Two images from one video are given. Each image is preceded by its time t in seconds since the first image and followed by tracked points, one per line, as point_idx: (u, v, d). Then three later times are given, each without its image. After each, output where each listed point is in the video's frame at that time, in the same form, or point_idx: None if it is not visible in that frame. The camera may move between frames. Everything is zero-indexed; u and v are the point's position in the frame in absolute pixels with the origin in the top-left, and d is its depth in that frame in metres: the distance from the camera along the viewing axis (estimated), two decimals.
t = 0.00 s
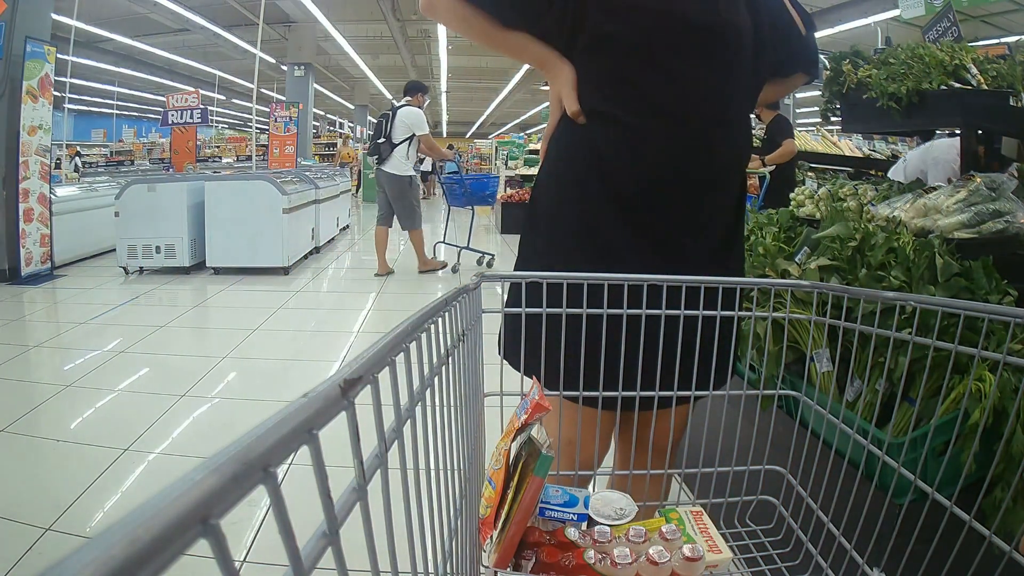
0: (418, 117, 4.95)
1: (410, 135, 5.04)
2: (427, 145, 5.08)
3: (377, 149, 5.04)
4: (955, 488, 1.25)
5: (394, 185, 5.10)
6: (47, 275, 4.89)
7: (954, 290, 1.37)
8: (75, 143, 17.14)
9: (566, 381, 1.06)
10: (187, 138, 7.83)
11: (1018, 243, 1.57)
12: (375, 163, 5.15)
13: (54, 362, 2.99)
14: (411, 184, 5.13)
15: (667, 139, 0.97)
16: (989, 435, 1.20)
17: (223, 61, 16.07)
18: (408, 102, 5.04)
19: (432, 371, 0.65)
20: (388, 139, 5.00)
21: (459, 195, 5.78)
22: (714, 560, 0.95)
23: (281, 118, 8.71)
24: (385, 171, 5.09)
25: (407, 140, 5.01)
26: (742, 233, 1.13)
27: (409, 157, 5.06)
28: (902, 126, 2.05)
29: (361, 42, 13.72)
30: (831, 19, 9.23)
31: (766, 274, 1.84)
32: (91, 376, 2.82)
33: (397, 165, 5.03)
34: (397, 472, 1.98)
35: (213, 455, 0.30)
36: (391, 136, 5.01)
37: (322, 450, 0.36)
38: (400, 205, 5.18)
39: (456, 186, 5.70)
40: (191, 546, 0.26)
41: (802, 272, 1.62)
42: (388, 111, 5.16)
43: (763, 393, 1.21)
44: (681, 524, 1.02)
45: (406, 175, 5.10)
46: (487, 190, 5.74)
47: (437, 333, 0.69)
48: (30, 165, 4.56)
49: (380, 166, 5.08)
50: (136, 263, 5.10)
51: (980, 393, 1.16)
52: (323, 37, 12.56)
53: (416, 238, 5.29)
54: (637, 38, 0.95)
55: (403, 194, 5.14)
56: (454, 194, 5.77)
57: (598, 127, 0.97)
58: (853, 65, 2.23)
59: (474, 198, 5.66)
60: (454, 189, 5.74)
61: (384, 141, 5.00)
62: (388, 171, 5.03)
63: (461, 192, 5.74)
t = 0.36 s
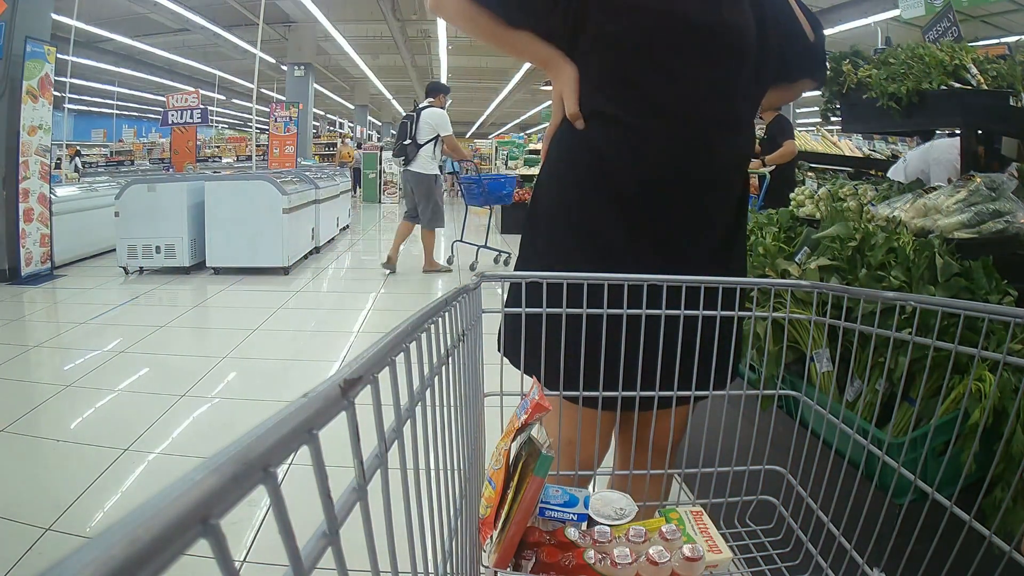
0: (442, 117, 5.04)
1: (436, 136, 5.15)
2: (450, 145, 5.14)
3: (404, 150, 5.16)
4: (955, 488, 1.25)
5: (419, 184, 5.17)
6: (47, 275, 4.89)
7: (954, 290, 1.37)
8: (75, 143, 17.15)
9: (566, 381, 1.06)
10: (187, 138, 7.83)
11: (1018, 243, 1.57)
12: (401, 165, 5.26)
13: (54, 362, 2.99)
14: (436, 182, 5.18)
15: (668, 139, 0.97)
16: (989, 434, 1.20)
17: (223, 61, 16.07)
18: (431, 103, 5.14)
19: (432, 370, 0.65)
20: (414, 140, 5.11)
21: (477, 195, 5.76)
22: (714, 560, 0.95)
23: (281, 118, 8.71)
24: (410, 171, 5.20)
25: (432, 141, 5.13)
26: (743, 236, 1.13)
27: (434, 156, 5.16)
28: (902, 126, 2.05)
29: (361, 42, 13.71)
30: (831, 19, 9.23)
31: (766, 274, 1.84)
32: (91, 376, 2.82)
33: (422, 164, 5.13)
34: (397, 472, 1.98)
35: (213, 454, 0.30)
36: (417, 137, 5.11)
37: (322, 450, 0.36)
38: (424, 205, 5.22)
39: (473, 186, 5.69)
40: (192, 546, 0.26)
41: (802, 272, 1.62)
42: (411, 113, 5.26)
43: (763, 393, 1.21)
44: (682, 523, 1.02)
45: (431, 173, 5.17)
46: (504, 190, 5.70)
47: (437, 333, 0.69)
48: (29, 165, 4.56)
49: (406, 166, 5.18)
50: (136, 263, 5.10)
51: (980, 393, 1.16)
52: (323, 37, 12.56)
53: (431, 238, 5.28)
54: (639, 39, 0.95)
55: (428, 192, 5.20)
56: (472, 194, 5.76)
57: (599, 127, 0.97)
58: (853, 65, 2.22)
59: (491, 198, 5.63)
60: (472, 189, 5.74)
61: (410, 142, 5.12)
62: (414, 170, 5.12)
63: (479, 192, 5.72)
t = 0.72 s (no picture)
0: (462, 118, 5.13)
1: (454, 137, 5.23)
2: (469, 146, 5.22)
3: (424, 149, 5.24)
4: (955, 488, 1.25)
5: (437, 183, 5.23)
6: (47, 275, 4.89)
7: (954, 290, 1.37)
8: (75, 143, 17.15)
9: (566, 382, 1.05)
10: (187, 138, 7.83)
11: (1018, 244, 1.57)
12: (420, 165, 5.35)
13: (54, 362, 2.99)
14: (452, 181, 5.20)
15: (673, 140, 0.97)
16: (989, 434, 1.20)
17: (223, 61, 16.07)
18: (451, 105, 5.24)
19: (433, 371, 0.64)
20: (433, 140, 5.21)
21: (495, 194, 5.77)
22: (713, 560, 0.95)
23: (281, 118, 8.71)
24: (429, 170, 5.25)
25: (451, 142, 5.22)
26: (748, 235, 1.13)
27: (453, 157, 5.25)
28: (903, 126, 2.06)
29: (361, 42, 13.72)
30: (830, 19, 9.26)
31: (766, 274, 1.84)
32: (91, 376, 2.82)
33: (441, 164, 5.21)
34: (397, 472, 1.98)
35: (213, 454, 0.30)
36: (436, 137, 5.22)
37: (322, 450, 0.36)
38: (437, 202, 5.21)
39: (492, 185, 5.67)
40: (192, 546, 0.26)
41: (802, 272, 1.62)
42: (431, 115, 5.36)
43: (763, 393, 1.21)
44: (681, 524, 1.02)
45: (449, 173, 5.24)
46: (521, 190, 5.71)
47: (437, 333, 0.69)
48: (30, 165, 4.56)
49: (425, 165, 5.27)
50: (136, 263, 5.10)
51: (980, 393, 1.16)
52: (323, 37, 12.57)
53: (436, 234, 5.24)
54: (645, 40, 0.95)
55: (443, 191, 5.20)
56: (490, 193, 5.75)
57: (605, 128, 0.98)
58: (853, 65, 2.23)
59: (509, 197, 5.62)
60: (489, 188, 5.74)
61: (429, 141, 5.21)
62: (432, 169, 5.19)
63: (497, 191, 5.71)
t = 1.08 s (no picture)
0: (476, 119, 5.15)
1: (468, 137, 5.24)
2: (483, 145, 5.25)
3: (438, 150, 5.25)
4: (955, 488, 1.24)
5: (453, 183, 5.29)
6: (47, 275, 4.88)
7: (955, 290, 1.37)
8: (75, 143, 17.17)
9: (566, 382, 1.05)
10: (187, 138, 7.83)
11: (1019, 244, 1.56)
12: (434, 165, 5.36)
13: (54, 362, 2.99)
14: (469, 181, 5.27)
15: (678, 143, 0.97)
16: (989, 434, 1.20)
17: (223, 61, 16.08)
18: (465, 105, 5.25)
19: (433, 371, 0.64)
20: (447, 141, 5.22)
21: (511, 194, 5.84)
22: (714, 560, 0.95)
23: (281, 118, 8.72)
24: (444, 170, 5.29)
25: (465, 142, 5.22)
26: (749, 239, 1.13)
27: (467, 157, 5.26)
28: (903, 126, 2.06)
29: (361, 42, 13.74)
30: (831, 19, 9.25)
31: (766, 274, 1.84)
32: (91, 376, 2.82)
33: (456, 164, 5.23)
34: (397, 473, 1.98)
35: (214, 454, 0.30)
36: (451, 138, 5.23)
37: (321, 449, 0.36)
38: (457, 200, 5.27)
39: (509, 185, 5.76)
40: (191, 546, 0.26)
41: (802, 272, 1.62)
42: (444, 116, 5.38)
43: (763, 393, 1.21)
44: (681, 524, 1.02)
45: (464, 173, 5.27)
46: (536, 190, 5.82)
47: (437, 333, 0.69)
48: (30, 165, 4.56)
49: (440, 166, 5.29)
50: (136, 263, 5.10)
51: (980, 393, 1.16)
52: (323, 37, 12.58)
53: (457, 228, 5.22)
54: (651, 43, 0.95)
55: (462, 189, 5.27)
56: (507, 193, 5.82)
57: (610, 133, 0.97)
58: (853, 65, 2.23)
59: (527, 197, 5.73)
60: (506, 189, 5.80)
61: (444, 142, 5.22)
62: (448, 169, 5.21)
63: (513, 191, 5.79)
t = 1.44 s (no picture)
0: (494, 123, 5.16)
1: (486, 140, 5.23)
2: (501, 149, 5.27)
3: (456, 152, 5.25)
4: (955, 488, 1.24)
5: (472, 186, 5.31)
6: (47, 275, 4.88)
7: (955, 290, 1.37)
8: (75, 143, 17.16)
9: (566, 382, 1.05)
10: (187, 138, 7.83)
11: (1019, 243, 1.56)
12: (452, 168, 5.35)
13: (54, 362, 2.99)
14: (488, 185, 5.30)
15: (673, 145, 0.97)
16: (989, 434, 1.20)
17: (223, 61, 16.08)
18: (483, 108, 5.24)
19: (433, 370, 0.64)
20: (465, 143, 5.21)
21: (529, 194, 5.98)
22: (714, 560, 0.95)
23: (281, 118, 8.72)
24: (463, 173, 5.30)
25: (482, 144, 5.22)
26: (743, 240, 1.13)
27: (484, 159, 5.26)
28: (903, 126, 2.06)
29: (362, 42, 13.74)
30: (831, 19, 9.25)
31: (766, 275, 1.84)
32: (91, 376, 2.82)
33: (474, 166, 5.24)
34: (397, 472, 1.98)
35: (214, 454, 0.30)
36: (469, 140, 5.23)
37: (321, 449, 0.36)
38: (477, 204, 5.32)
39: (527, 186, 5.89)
40: (190, 547, 0.26)
41: (802, 272, 1.62)
42: (463, 118, 5.37)
43: (763, 393, 1.21)
44: (681, 523, 1.02)
45: (482, 176, 5.29)
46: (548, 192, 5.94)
47: (437, 333, 0.69)
48: (30, 165, 4.56)
49: (459, 168, 5.29)
50: (136, 263, 5.10)
51: (980, 393, 1.16)
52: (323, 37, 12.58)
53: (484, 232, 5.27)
54: (645, 45, 0.95)
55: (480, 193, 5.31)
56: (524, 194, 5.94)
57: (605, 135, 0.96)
58: (854, 65, 2.24)
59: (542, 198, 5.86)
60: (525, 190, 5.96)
61: (462, 144, 5.21)
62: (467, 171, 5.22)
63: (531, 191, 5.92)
